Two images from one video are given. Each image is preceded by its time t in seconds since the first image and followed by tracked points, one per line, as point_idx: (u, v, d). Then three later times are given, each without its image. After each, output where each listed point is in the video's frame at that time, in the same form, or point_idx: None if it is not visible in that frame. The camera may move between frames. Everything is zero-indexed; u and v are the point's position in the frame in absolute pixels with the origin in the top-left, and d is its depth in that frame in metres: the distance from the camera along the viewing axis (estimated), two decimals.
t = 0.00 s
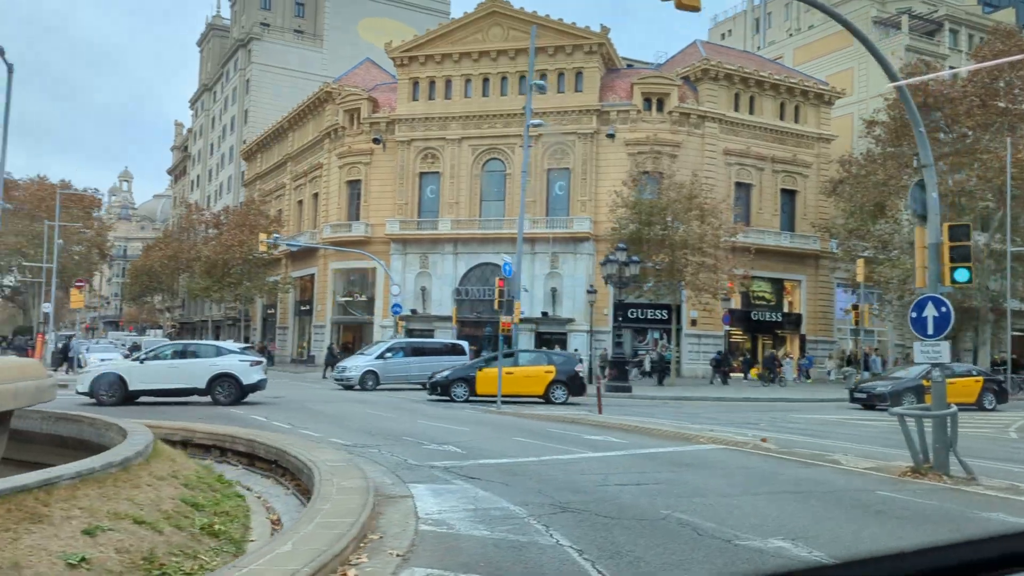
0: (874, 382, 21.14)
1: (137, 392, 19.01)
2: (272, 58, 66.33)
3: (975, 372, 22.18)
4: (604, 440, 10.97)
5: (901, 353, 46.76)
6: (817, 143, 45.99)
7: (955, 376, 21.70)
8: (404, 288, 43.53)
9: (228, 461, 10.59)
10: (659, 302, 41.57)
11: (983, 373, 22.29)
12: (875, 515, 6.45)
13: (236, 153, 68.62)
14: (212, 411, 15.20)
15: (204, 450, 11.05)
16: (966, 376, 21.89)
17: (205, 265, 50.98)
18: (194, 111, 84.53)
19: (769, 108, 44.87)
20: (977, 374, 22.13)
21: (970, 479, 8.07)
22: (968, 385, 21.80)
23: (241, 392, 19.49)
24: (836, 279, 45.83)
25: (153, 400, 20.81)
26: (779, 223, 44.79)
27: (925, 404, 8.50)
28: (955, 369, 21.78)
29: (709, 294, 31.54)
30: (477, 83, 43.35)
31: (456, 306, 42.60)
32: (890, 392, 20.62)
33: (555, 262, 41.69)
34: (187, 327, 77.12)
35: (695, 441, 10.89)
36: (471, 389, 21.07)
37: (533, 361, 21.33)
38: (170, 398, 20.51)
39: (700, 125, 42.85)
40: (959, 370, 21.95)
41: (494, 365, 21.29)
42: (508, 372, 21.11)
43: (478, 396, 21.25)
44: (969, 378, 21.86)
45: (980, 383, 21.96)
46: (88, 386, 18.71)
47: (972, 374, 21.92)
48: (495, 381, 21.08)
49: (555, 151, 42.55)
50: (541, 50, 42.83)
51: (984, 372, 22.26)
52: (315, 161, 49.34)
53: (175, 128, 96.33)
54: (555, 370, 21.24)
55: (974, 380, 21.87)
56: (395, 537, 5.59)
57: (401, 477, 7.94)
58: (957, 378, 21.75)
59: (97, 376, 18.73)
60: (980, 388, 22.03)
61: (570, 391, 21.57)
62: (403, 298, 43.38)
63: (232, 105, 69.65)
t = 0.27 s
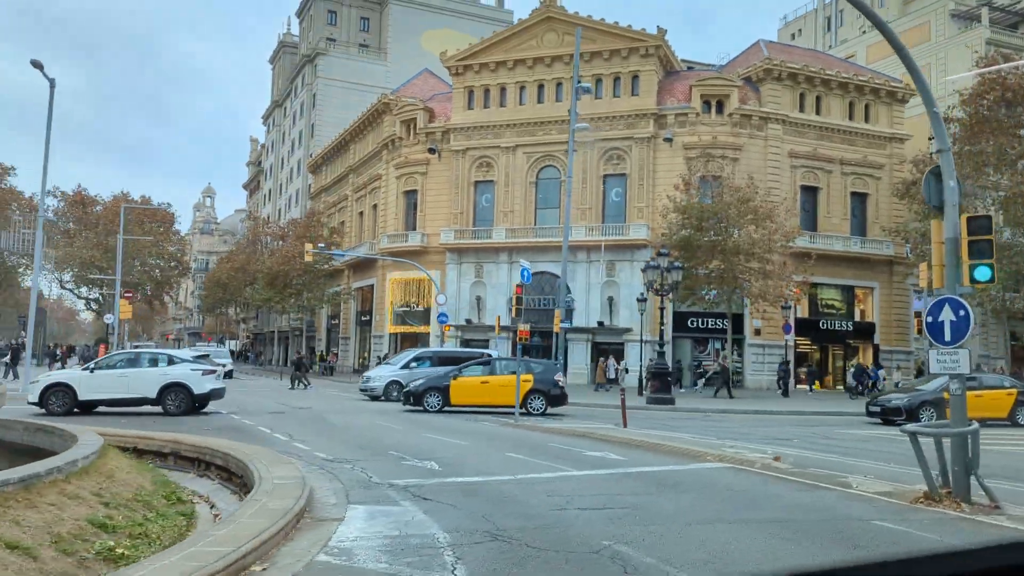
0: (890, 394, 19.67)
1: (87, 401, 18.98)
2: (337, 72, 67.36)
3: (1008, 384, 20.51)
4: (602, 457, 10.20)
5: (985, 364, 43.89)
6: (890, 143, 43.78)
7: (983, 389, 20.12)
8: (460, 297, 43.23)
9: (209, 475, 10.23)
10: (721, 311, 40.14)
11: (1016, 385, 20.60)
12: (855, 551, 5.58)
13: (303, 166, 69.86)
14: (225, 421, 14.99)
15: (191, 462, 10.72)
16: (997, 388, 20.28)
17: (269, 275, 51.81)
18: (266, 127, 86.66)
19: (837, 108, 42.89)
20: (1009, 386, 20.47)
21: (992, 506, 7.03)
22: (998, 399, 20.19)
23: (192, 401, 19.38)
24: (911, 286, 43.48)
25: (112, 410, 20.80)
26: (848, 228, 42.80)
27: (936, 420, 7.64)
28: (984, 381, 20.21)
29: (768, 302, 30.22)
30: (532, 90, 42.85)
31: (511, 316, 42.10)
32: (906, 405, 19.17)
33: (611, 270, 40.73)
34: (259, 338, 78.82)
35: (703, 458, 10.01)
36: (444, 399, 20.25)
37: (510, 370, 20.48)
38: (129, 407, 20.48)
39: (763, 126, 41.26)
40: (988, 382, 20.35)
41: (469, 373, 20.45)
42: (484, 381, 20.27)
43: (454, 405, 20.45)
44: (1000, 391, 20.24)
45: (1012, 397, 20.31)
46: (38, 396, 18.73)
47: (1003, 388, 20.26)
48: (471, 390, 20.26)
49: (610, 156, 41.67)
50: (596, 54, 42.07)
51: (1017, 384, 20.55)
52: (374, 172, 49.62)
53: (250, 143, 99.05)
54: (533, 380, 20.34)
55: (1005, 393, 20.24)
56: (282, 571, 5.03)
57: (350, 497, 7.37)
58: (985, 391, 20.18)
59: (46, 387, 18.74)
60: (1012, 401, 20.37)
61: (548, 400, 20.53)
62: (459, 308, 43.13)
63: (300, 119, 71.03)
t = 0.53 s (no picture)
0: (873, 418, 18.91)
1: (13, 419, 18.87)
2: (383, 92, 67.90)
3: (1007, 408, 19.48)
4: (571, 483, 9.47)
5: None
6: (944, 156, 41.97)
7: (975, 413, 19.25)
8: (496, 316, 42.74)
9: (161, 499, 9.81)
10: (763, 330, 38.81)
11: (1016, 409, 19.52)
12: None
13: (349, 186, 70.48)
14: (214, 440, 14.64)
15: (145, 484, 10.33)
16: (991, 412, 19.31)
17: (311, 294, 52.10)
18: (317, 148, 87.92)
19: (886, 119, 41.32)
20: (1008, 409, 19.43)
21: (975, 548, 6.16)
22: (992, 423, 19.19)
23: (118, 419, 19.40)
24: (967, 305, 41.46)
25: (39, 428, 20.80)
26: (899, 243, 41.06)
27: (906, 451, 6.91)
28: (976, 404, 19.35)
29: (806, 320, 28.99)
30: (568, 105, 42.34)
31: (547, 334, 41.43)
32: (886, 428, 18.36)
33: (649, 288, 39.78)
34: (307, 357, 79.52)
35: (679, 487, 9.19)
36: (393, 420, 19.64)
37: (461, 387, 19.85)
38: (57, 425, 20.39)
39: (807, 139, 39.96)
40: (982, 406, 19.43)
41: (416, 392, 19.81)
42: (433, 401, 19.62)
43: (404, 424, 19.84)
44: (994, 414, 19.26)
45: (1008, 421, 19.25)
46: None
47: (999, 412, 19.29)
48: (419, 410, 19.62)
49: (648, 171, 40.84)
50: (633, 69, 41.38)
51: (1016, 408, 19.48)
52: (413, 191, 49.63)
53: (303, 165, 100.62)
54: (484, 399, 19.72)
55: (1000, 416, 19.25)
56: None
57: (260, 527, 6.81)
58: (977, 414, 19.29)
59: None
60: (1009, 426, 19.32)
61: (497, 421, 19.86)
62: (494, 326, 42.62)
63: (347, 139, 71.79)
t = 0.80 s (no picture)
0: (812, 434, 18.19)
1: None
2: (400, 106, 67.84)
3: (955, 426, 17.60)
4: (498, 504, 8.77)
5: None
6: (965, 166, 40.68)
7: (917, 429, 17.47)
8: (503, 330, 42.12)
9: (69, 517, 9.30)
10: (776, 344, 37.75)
11: (966, 428, 17.60)
12: None
13: (365, 199, 70.45)
14: (167, 454, 14.13)
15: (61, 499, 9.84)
16: (935, 429, 17.50)
17: (321, 307, 51.87)
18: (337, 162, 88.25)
19: (904, 129, 40.20)
20: (956, 427, 17.57)
21: None
22: (935, 441, 17.35)
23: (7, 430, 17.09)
24: (990, 320, 40.04)
25: None
26: (918, 256, 39.80)
27: (822, 477, 6.15)
28: (919, 420, 17.59)
29: (813, 334, 28.01)
30: (577, 116, 41.80)
31: (554, 348, 40.70)
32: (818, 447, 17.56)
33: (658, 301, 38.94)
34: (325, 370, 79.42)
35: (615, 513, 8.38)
36: (304, 432, 18.83)
37: (376, 399, 19.00)
38: None
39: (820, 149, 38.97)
40: (926, 423, 17.67)
41: (331, 404, 19.00)
42: (345, 413, 18.78)
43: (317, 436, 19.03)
44: (939, 432, 17.42)
45: (955, 440, 17.35)
46: None
47: (945, 430, 17.45)
48: (331, 422, 18.79)
49: (657, 183, 40.08)
50: (643, 78, 40.75)
51: (967, 426, 17.57)
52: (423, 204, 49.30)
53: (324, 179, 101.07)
54: (397, 409, 18.81)
55: (942, 434, 17.42)
56: None
57: (116, 550, 6.23)
58: (920, 431, 17.51)
59: None
60: (956, 445, 17.40)
61: (411, 436, 18.90)
62: (501, 340, 41.98)
63: (364, 153, 71.86)
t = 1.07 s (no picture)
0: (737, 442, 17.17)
1: None
2: (417, 110, 67.46)
3: (891, 433, 16.62)
4: (411, 516, 8.09)
5: None
6: (989, 166, 39.21)
7: (850, 435, 16.47)
8: (512, 335, 41.47)
9: None
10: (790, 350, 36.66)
11: (901, 434, 16.64)
12: None
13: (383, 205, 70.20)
14: (118, 460, 13.69)
15: None
16: (868, 435, 16.52)
17: (334, 312, 51.58)
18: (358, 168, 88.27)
19: (925, 127, 38.87)
20: (891, 434, 16.61)
21: None
22: (867, 448, 16.39)
23: None
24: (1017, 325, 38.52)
25: None
26: (940, 259, 38.42)
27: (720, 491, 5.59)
28: (852, 426, 16.61)
29: (822, 339, 26.94)
30: (587, 117, 41.12)
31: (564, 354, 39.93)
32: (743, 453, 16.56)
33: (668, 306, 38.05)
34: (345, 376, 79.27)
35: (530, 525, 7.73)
36: (212, 436, 18.33)
37: (285, 402, 18.65)
38: None
39: (836, 149, 37.85)
40: (859, 429, 16.69)
41: (240, 407, 18.55)
42: (254, 416, 18.35)
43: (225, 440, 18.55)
44: (872, 438, 16.45)
45: (889, 446, 16.40)
46: None
47: (878, 436, 16.50)
48: (240, 426, 18.31)
49: (668, 184, 39.20)
50: (653, 78, 39.94)
51: (903, 432, 16.61)
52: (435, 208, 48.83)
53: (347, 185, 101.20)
54: (307, 412, 18.52)
55: (876, 440, 16.45)
56: None
57: None
58: (853, 437, 16.52)
59: None
60: (891, 452, 16.43)
61: (319, 438, 18.58)
62: (510, 345, 41.33)
63: (382, 158, 71.65)
